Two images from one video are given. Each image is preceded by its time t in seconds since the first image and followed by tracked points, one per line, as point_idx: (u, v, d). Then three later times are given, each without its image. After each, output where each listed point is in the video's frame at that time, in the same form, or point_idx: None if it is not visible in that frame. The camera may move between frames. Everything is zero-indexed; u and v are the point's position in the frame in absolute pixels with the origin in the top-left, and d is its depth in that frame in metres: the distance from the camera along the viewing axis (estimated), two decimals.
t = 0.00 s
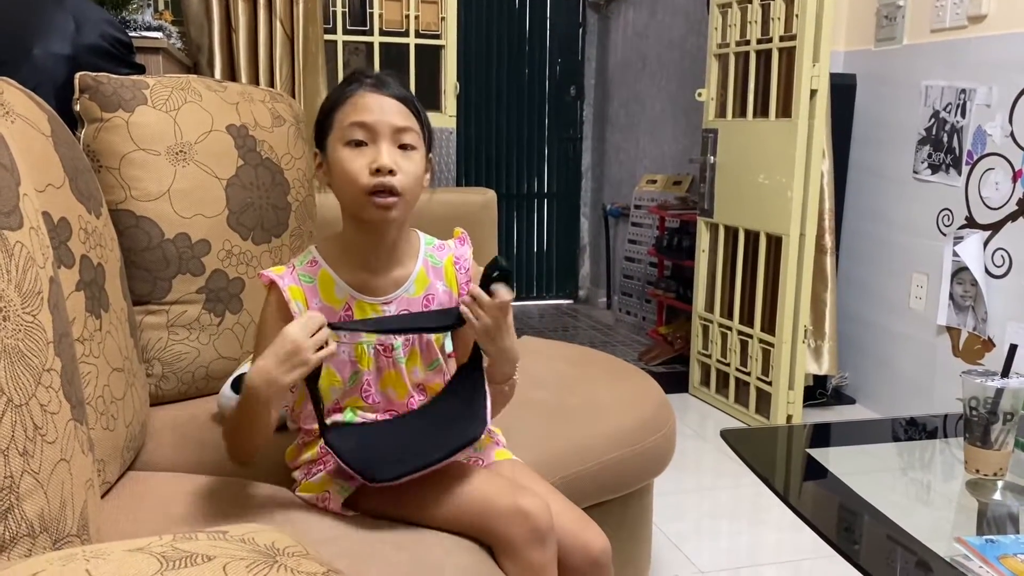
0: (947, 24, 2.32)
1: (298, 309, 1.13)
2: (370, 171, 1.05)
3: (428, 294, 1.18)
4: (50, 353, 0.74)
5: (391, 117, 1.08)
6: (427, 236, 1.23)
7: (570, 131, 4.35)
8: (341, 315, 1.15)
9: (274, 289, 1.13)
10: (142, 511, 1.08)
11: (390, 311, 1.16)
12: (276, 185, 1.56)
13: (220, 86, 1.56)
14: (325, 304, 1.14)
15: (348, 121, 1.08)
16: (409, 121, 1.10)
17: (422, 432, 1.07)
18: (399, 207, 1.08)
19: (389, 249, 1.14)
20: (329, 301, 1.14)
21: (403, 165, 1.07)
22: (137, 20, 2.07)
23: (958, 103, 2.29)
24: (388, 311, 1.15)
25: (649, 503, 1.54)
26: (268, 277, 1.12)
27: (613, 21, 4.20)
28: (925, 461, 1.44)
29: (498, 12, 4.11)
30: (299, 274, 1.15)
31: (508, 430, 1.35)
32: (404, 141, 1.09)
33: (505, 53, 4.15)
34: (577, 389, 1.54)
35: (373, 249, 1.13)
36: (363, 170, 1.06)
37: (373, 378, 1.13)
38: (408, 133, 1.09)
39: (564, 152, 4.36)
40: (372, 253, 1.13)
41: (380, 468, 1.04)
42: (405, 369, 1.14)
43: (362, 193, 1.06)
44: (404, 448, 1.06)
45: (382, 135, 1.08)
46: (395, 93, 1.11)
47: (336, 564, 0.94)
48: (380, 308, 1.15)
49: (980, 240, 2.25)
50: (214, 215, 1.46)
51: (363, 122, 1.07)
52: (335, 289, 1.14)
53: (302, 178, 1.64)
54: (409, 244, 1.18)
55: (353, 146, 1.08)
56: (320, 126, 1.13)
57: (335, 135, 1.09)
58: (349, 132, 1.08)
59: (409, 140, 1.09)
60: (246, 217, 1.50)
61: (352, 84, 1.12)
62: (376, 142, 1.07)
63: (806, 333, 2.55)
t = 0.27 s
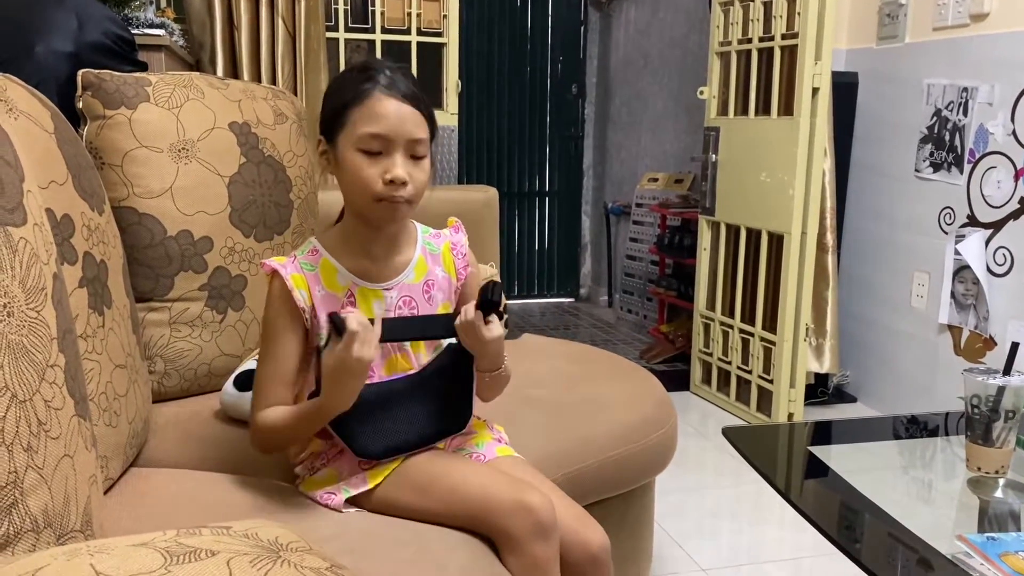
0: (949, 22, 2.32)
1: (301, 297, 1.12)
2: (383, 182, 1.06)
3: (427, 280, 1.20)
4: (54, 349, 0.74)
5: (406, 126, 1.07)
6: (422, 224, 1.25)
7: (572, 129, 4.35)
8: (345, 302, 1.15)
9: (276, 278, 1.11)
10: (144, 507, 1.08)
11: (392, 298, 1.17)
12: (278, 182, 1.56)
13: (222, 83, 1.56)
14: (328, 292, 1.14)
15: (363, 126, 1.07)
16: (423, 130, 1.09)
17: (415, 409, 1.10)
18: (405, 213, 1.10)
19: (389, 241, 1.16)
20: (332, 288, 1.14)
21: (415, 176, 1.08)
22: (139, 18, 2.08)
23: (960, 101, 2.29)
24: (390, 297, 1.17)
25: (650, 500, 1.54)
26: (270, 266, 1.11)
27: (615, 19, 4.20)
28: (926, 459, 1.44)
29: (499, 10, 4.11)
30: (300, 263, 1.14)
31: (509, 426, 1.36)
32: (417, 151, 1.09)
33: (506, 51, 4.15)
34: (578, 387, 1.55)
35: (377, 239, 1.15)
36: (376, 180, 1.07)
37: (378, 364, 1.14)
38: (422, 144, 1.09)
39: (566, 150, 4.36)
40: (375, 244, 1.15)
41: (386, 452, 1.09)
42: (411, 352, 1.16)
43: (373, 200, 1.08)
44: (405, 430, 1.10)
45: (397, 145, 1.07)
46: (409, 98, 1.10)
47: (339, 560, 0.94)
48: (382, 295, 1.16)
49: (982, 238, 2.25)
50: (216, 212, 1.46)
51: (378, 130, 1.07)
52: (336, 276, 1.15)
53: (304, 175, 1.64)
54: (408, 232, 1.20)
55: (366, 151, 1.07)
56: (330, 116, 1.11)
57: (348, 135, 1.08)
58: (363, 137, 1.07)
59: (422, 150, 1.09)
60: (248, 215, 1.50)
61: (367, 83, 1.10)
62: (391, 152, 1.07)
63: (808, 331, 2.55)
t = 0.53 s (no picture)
0: (951, 21, 2.32)
1: (304, 277, 1.13)
2: (394, 206, 1.08)
3: (428, 268, 1.20)
4: (55, 347, 0.74)
5: (421, 154, 1.07)
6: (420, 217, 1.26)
7: (573, 128, 4.34)
8: (348, 287, 1.15)
9: (282, 256, 1.13)
10: (145, 505, 1.08)
11: (395, 285, 1.17)
12: (279, 181, 1.56)
13: (223, 82, 1.56)
14: (332, 275, 1.15)
15: (378, 152, 1.06)
16: (437, 154, 1.09)
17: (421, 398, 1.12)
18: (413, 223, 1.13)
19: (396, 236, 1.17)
20: (336, 273, 1.15)
21: (425, 196, 1.10)
22: (141, 16, 2.08)
23: (962, 100, 2.29)
24: (392, 284, 1.17)
25: (651, 499, 1.54)
26: (276, 245, 1.14)
27: (616, 18, 4.20)
28: (927, 459, 1.44)
29: (501, 9, 4.11)
30: (306, 247, 1.15)
31: (510, 425, 1.36)
32: (429, 174, 1.09)
33: (508, 50, 4.15)
34: (579, 386, 1.55)
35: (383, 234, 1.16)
36: (387, 203, 1.08)
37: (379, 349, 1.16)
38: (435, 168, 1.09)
39: (567, 149, 4.36)
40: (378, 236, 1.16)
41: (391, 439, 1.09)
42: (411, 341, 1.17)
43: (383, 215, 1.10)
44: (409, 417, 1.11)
45: (411, 172, 1.07)
46: (426, 122, 1.08)
47: (340, 558, 0.94)
48: (386, 281, 1.17)
49: (984, 238, 2.25)
50: (218, 211, 1.47)
51: (393, 158, 1.06)
52: (341, 261, 1.15)
53: (305, 174, 1.64)
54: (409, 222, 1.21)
55: (381, 174, 1.07)
56: (345, 130, 1.10)
57: (362, 156, 1.08)
58: (378, 163, 1.07)
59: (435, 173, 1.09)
60: (249, 213, 1.50)
61: (387, 105, 1.07)
62: (404, 179, 1.07)
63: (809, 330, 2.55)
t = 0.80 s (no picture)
0: (953, 21, 2.32)
1: (315, 278, 1.13)
2: (398, 186, 1.07)
3: (438, 273, 1.20)
4: (58, 348, 0.74)
5: (422, 131, 1.07)
6: (430, 219, 1.26)
7: (575, 128, 4.34)
8: (359, 290, 1.15)
9: (293, 258, 1.13)
10: (147, 505, 1.08)
11: (406, 291, 1.17)
12: (281, 181, 1.57)
13: (225, 83, 1.56)
14: (343, 277, 1.15)
15: (380, 131, 1.07)
16: (439, 133, 1.09)
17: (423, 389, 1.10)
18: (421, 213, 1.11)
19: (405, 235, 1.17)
20: (347, 275, 1.15)
21: (430, 177, 1.09)
22: (143, 17, 2.08)
23: (964, 100, 2.29)
24: (402, 290, 1.17)
25: (652, 499, 1.54)
26: (286, 246, 1.14)
27: (618, 18, 4.20)
28: (929, 459, 1.44)
29: (503, 9, 4.11)
30: (317, 248, 1.16)
31: (512, 425, 1.36)
32: (433, 154, 1.09)
33: (509, 50, 4.15)
34: (581, 385, 1.55)
35: (393, 235, 1.16)
36: (391, 183, 1.07)
37: (387, 354, 1.16)
38: (438, 147, 1.09)
39: (569, 149, 4.36)
40: (388, 239, 1.16)
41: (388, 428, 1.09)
42: (420, 348, 1.17)
43: (389, 202, 1.09)
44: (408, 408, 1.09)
45: (413, 149, 1.07)
46: (425, 101, 1.09)
47: (342, 559, 0.94)
48: (396, 287, 1.17)
49: (986, 238, 2.25)
50: (220, 211, 1.47)
51: (395, 135, 1.07)
52: (353, 264, 1.16)
53: (307, 174, 1.64)
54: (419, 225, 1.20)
55: (382, 154, 1.07)
56: (349, 118, 1.12)
57: (366, 138, 1.09)
58: (379, 142, 1.07)
59: (438, 153, 1.09)
60: (251, 213, 1.51)
61: (385, 85, 1.09)
62: (407, 156, 1.07)
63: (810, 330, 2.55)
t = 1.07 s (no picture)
0: (955, 21, 2.31)
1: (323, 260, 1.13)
2: (370, 175, 1.08)
3: (434, 269, 1.19)
4: (57, 350, 0.74)
5: (395, 121, 1.07)
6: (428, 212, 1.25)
7: (576, 128, 4.34)
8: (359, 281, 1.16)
9: (296, 241, 1.13)
10: (147, 507, 1.08)
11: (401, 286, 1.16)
12: (281, 181, 1.57)
13: (225, 83, 1.56)
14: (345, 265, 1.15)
15: (355, 119, 1.08)
16: (415, 124, 1.08)
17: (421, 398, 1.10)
18: (399, 205, 1.11)
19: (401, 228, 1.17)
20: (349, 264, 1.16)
21: (403, 168, 1.08)
22: (143, 17, 2.08)
23: (965, 100, 2.28)
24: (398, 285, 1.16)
25: (653, 500, 1.54)
26: (289, 230, 1.14)
27: (619, 18, 4.19)
28: (930, 460, 1.44)
29: (504, 9, 4.11)
30: (318, 237, 1.15)
31: (513, 425, 1.36)
32: (409, 145, 1.08)
33: (510, 50, 4.14)
34: (581, 386, 1.55)
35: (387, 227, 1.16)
36: (364, 173, 1.08)
37: (384, 349, 1.17)
38: (414, 138, 1.08)
39: (570, 149, 4.35)
40: (381, 232, 1.16)
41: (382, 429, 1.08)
42: (416, 344, 1.18)
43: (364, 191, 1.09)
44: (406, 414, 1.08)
45: (386, 138, 1.07)
46: (404, 90, 1.08)
47: (342, 561, 0.94)
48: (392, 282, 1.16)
49: (988, 238, 2.24)
50: (220, 212, 1.47)
51: (368, 124, 1.07)
52: (353, 254, 1.16)
53: (307, 174, 1.64)
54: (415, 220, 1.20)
55: (359, 144, 1.08)
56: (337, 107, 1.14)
57: (345, 126, 1.10)
58: (355, 131, 1.08)
59: (414, 144, 1.08)
60: (251, 214, 1.51)
61: (369, 76, 1.10)
62: (379, 146, 1.08)
63: (812, 330, 2.54)
